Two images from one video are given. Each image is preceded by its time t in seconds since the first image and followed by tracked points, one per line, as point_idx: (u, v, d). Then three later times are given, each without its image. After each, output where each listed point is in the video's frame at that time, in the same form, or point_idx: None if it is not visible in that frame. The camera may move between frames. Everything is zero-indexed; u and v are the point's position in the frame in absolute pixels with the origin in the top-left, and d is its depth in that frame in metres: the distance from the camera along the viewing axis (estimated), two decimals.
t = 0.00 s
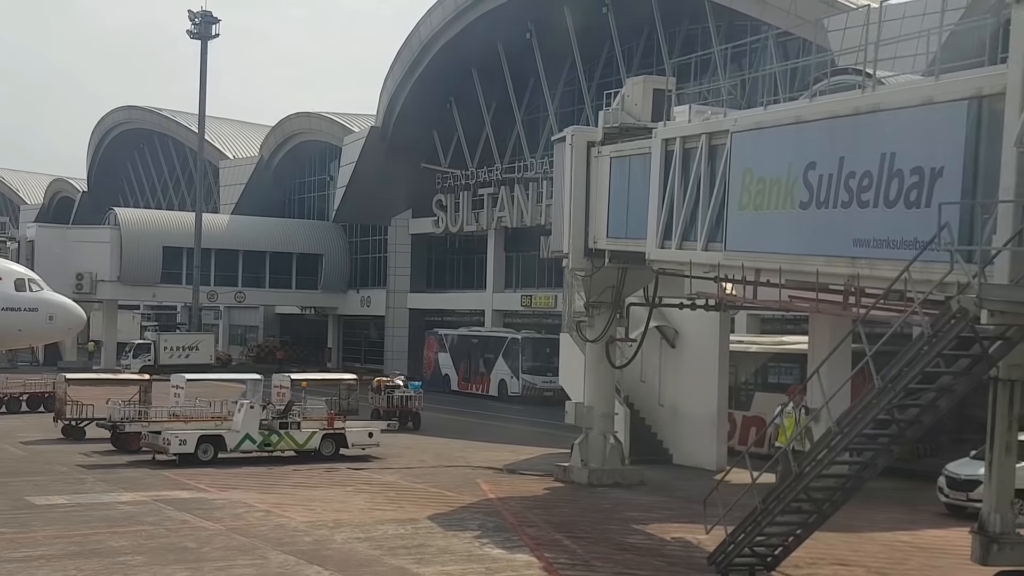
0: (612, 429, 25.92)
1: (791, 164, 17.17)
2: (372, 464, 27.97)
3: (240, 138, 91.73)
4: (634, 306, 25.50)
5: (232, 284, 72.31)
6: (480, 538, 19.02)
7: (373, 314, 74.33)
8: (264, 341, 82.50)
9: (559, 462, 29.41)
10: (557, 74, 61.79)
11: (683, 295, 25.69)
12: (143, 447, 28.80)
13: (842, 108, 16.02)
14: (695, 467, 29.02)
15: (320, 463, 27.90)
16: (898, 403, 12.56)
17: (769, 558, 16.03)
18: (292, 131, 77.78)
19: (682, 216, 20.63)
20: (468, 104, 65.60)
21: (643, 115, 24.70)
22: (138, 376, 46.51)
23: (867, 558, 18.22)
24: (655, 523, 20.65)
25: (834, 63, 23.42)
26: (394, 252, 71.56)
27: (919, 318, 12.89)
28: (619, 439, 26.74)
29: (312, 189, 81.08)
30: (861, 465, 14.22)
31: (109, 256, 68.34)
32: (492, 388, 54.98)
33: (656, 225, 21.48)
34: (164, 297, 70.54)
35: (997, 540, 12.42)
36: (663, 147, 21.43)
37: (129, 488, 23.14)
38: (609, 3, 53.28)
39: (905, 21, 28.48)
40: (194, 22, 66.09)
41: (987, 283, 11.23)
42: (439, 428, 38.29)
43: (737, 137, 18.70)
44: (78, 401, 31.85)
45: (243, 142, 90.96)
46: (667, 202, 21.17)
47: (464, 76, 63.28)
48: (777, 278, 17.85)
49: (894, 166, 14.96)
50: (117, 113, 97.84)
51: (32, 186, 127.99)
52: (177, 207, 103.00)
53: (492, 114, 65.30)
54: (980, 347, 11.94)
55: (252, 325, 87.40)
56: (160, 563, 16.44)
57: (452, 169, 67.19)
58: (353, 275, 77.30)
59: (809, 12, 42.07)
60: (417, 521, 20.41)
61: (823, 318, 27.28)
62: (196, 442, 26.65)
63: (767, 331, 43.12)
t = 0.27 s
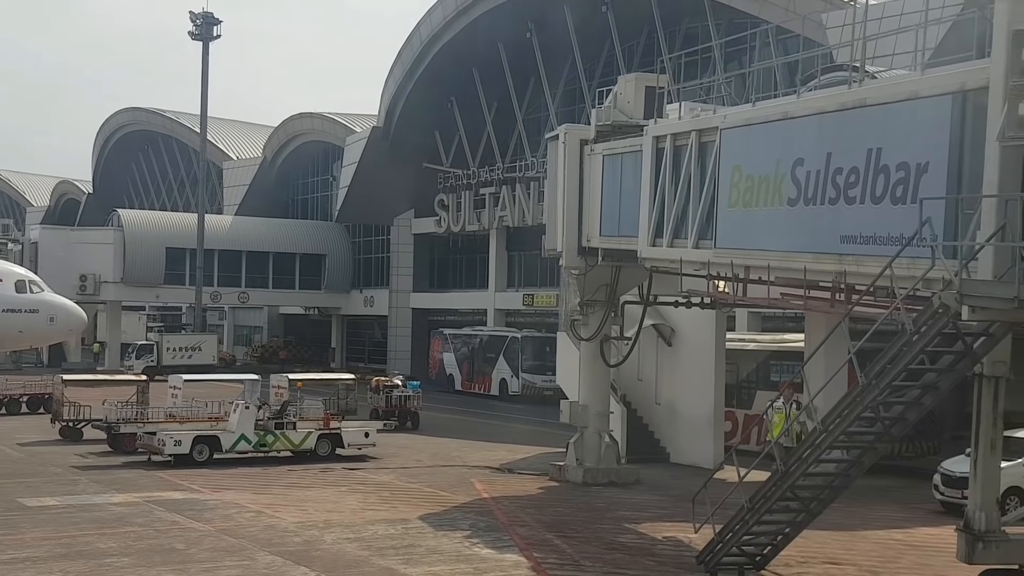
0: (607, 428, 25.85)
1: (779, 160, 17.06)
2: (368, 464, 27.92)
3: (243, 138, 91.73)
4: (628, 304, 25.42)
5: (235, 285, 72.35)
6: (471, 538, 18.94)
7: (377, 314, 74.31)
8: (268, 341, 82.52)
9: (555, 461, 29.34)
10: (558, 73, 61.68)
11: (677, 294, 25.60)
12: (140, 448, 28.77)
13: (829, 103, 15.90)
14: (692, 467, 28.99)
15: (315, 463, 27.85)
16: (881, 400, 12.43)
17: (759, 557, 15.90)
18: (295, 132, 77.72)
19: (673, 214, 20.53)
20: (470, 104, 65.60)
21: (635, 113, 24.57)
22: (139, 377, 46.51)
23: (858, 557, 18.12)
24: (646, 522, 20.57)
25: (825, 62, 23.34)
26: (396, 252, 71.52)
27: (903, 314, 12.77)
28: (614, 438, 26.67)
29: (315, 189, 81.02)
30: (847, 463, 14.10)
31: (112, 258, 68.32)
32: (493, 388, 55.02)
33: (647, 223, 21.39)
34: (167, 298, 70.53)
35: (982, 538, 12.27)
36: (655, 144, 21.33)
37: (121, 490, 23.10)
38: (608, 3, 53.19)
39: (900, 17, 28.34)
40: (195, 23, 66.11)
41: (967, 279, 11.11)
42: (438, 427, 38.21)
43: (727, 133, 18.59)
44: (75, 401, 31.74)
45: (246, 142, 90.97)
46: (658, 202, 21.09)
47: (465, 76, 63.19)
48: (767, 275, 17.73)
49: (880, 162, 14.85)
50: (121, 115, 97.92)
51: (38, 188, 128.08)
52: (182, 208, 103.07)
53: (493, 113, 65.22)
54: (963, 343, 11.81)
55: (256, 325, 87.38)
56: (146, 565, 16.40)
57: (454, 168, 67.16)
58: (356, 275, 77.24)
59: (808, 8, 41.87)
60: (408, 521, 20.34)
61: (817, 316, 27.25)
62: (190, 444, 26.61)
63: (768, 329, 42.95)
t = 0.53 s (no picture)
0: (599, 426, 25.71)
1: (764, 156, 16.90)
2: (359, 464, 27.80)
3: (243, 138, 91.65)
4: (619, 302, 25.24)
5: (234, 284, 72.21)
6: (457, 538, 18.80)
7: (376, 313, 74.22)
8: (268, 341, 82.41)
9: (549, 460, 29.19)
10: (555, 70, 61.50)
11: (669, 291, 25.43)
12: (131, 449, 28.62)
13: (814, 97, 15.72)
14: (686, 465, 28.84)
15: (307, 463, 27.73)
16: (861, 397, 12.27)
17: (744, 556, 15.76)
18: (294, 131, 77.54)
19: (661, 211, 20.37)
20: (468, 102, 65.44)
21: (625, 110, 24.39)
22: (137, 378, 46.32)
23: (847, 555, 17.96)
24: (636, 521, 20.41)
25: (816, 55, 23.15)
26: (396, 251, 71.42)
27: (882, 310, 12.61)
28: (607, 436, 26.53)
29: (314, 187, 80.90)
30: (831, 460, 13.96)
31: (112, 258, 68.15)
32: (492, 386, 54.96)
33: (636, 220, 21.25)
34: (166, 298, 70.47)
35: (964, 536, 12.13)
36: (643, 141, 21.18)
37: (109, 490, 22.96)
38: None
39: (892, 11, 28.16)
40: (193, 22, 66.04)
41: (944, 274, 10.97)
42: (433, 426, 38.07)
43: (713, 129, 18.43)
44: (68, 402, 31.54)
45: (246, 142, 90.88)
46: (647, 198, 20.94)
47: (463, 73, 63.04)
48: (753, 272, 17.57)
49: (864, 157, 14.67)
50: (121, 115, 97.88)
51: (40, 188, 128.13)
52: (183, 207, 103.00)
53: (492, 112, 65.08)
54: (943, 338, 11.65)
55: (256, 324, 87.26)
56: (127, 566, 16.28)
57: (453, 166, 67.05)
58: (355, 274, 77.15)
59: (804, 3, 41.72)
60: (396, 521, 20.21)
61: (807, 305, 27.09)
62: (181, 444, 26.49)
63: (764, 326, 42.77)
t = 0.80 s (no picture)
0: (596, 424, 25.58)
1: (756, 150, 16.74)
2: (357, 462, 27.68)
3: (248, 136, 91.58)
4: (617, 298, 25.11)
5: (240, 282, 72.06)
6: (449, 537, 18.67)
7: (381, 311, 74.10)
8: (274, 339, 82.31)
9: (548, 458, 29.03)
10: (559, 67, 61.27)
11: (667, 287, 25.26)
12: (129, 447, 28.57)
13: (804, 92, 15.57)
14: (685, 462, 28.67)
15: (304, 461, 27.63)
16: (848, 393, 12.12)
17: (735, 554, 15.60)
18: (299, 128, 77.42)
19: (656, 206, 20.21)
20: (473, 99, 65.26)
21: (621, 105, 24.20)
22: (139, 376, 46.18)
23: (842, 553, 17.78)
24: (631, 519, 20.25)
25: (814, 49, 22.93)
26: (401, 248, 71.30)
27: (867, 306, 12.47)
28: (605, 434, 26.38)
29: (320, 185, 80.79)
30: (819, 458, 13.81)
31: (117, 256, 68.00)
32: (496, 384, 54.84)
33: (631, 216, 21.09)
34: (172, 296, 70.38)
35: (953, 535, 12.00)
36: (638, 136, 21.02)
37: (103, 490, 22.85)
38: None
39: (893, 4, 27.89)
40: (196, 20, 65.98)
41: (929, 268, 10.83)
42: (434, 424, 37.93)
43: (706, 124, 18.27)
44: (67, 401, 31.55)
45: (251, 140, 90.82)
46: (642, 193, 20.78)
47: (466, 70, 62.90)
48: (746, 267, 17.40)
49: (854, 150, 14.49)
50: (127, 113, 97.90)
51: (48, 187, 128.32)
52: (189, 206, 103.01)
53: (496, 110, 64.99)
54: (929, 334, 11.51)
55: (262, 322, 87.17)
56: (115, 566, 16.17)
57: (458, 163, 66.90)
58: (361, 272, 77.04)
59: None
60: (389, 520, 20.07)
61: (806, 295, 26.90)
62: (178, 442, 26.42)
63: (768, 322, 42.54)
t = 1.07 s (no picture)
0: (589, 425, 25.46)
1: (745, 150, 16.62)
2: (350, 462, 27.57)
3: (251, 134, 91.52)
4: (610, 299, 24.96)
5: (241, 281, 71.92)
6: (436, 539, 18.54)
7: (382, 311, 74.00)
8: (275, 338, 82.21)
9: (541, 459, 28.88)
10: (561, 67, 61.11)
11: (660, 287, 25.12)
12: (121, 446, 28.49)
13: (792, 91, 15.43)
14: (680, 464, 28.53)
15: (297, 461, 27.52)
16: (829, 395, 11.99)
17: (721, 557, 15.46)
18: (301, 127, 77.34)
19: (647, 206, 20.09)
20: (475, 99, 65.15)
21: (615, 105, 24.05)
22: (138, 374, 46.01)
23: (831, 557, 17.64)
24: (620, 522, 20.11)
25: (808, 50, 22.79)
26: (402, 248, 71.20)
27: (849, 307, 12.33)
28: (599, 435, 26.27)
29: (322, 185, 80.69)
30: (804, 461, 13.67)
31: (118, 254, 67.81)
32: (495, 385, 54.74)
33: (622, 217, 20.99)
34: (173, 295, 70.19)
35: (935, 539, 11.88)
36: (629, 136, 20.91)
37: (92, 489, 22.76)
38: None
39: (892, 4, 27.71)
40: (198, 19, 65.94)
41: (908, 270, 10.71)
42: (430, 424, 37.80)
43: (696, 123, 18.14)
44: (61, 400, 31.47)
45: (254, 138, 90.76)
46: (633, 193, 20.66)
47: (468, 69, 62.68)
48: (735, 268, 17.27)
49: (841, 151, 14.35)
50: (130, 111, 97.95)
51: (52, 185, 128.41)
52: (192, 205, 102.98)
53: (497, 109, 64.77)
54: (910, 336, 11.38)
55: (264, 322, 87.08)
56: (96, 566, 16.06)
57: (460, 163, 66.78)
58: (362, 272, 76.95)
59: None
60: (376, 521, 19.95)
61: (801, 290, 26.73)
62: (170, 441, 26.33)
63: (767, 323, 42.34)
